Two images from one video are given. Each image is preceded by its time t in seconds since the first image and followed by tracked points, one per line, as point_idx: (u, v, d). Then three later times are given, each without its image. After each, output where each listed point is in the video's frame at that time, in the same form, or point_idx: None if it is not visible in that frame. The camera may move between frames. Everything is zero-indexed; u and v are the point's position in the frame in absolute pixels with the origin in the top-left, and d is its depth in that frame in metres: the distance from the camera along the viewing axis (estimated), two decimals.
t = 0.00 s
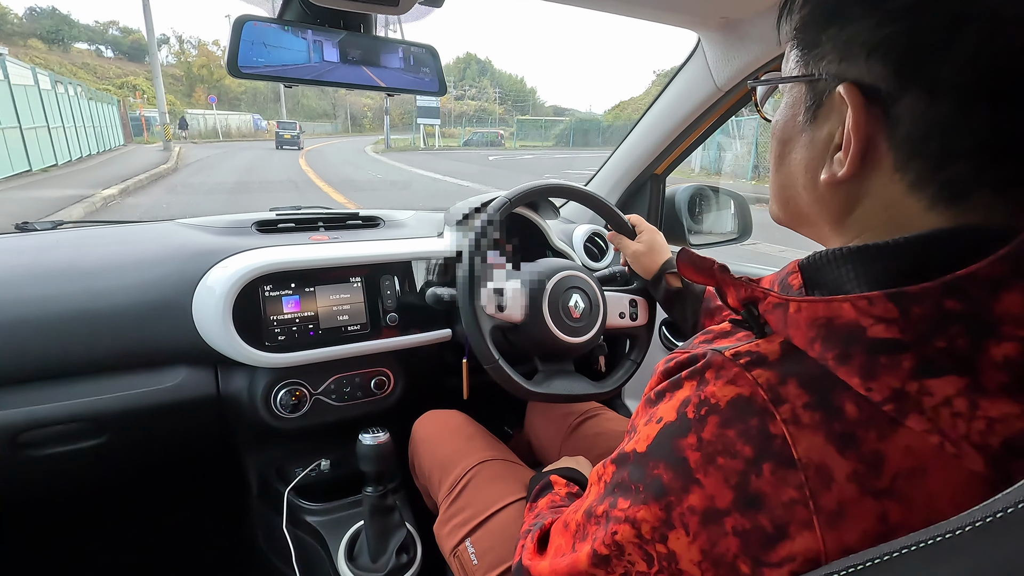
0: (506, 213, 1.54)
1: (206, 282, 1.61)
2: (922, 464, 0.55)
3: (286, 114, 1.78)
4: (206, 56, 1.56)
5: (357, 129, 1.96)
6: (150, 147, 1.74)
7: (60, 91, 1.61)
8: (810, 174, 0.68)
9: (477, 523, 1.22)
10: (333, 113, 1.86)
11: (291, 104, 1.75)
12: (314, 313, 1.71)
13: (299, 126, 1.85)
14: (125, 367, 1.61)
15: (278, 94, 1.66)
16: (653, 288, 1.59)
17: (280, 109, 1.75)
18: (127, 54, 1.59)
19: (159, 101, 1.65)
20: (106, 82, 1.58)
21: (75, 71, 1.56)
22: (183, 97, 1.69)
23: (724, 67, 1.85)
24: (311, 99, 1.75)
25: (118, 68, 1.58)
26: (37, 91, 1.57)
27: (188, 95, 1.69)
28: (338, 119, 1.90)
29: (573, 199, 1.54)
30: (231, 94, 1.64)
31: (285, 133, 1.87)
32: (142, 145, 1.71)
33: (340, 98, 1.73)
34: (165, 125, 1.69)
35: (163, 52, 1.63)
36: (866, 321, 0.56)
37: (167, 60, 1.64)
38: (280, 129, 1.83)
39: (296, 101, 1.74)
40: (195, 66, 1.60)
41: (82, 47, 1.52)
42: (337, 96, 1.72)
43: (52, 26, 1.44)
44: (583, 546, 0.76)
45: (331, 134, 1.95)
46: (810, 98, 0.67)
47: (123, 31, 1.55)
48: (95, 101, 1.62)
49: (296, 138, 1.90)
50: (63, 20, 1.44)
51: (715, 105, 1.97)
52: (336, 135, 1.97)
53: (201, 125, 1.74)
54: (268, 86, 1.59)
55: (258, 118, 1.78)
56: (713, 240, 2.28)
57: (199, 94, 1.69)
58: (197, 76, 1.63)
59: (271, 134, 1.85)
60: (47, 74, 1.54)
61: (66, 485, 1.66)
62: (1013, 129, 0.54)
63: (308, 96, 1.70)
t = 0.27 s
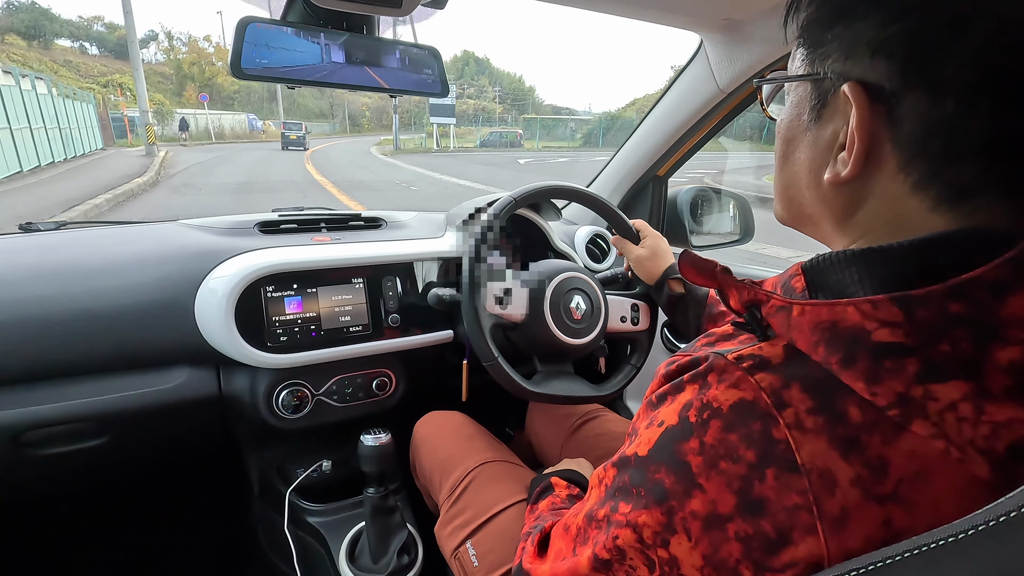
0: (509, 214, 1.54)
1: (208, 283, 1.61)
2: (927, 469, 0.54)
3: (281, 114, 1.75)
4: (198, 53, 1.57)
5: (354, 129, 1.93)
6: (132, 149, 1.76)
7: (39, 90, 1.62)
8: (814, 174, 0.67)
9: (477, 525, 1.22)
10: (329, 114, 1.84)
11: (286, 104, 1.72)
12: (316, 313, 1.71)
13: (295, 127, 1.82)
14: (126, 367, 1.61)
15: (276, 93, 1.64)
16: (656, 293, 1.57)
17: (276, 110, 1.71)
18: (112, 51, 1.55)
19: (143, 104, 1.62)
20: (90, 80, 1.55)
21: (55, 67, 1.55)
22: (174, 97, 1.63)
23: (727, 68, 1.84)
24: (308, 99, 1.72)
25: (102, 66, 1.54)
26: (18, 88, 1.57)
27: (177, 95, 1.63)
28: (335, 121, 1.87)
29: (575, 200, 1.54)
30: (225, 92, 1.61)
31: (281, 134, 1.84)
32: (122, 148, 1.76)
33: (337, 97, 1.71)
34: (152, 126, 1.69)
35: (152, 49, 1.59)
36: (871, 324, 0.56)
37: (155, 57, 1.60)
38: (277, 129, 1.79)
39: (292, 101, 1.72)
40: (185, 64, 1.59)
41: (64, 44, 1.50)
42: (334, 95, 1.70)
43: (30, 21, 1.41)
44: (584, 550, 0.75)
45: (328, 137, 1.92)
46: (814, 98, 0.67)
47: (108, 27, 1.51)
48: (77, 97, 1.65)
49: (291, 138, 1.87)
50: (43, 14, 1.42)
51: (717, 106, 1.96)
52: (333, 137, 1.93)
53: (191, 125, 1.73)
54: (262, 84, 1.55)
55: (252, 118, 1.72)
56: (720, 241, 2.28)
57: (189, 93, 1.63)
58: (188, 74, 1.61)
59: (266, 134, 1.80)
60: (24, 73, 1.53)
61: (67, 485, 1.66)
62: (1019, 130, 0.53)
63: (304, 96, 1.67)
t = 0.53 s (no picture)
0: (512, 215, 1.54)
1: (211, 284, 1.61)
2: (930, 470, 0.54)
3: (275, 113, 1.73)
4: (188, 49, 1.58)
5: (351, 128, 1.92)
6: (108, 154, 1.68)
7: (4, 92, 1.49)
8: (817, 175, 0.67)
9: (479, 526, 1.22)
10: (325, 113, 1.82)
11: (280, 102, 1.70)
12: (319, 314, 1.71)
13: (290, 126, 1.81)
14: (129, 367, 1.61)
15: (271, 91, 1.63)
16: (658, 297, 1.56)
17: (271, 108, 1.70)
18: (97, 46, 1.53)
19: (115, 98, 1.59)
20: (68, 78, 1.53)
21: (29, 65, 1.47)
22: (162, 94, 1.62)
23: (730, 69, 1.84)
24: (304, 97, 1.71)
25: (84, 63, 1.53)
26: None
27: (165, 93, 1.62)
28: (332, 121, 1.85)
29: (577, 200, 1.54)
30: (215, 90, 1.62)
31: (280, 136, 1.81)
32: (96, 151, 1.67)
33: (333, 96, 1.70)
34: (129, 127, 1.63)
35: (138, 45, 1.55)
36: (872, 325, 0.56)
37: (142, 54, 1.56)
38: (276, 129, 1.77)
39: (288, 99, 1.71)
40: (173, 60, 1.58)
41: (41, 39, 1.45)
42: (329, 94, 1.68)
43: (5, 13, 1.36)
44: (586, 551, 0.75)
45: (327, 137, 1.90)
46: (817, 99, 0.67)
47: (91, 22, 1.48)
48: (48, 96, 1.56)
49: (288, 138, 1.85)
50: (20, 8, 1.37)
51: (720, 107, 1.96)
52: (331, 137, 1.91)
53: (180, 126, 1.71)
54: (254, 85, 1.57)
55: (245, 117, 1.73)
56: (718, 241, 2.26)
57: (179, 91, 1.61)
58: (176, 71, 1.61)
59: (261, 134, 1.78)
60: None
61: (69, 485, 1.66)
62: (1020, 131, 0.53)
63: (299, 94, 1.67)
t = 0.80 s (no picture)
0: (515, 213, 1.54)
1: (215, 284, 1.62)
2: (936, 469, 0.53)
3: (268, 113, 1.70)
4: (174, 44, 1.60)
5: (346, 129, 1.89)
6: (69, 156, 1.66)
7: None
8: (823, 172, 0.67)
9: (483, 526, 1.22)
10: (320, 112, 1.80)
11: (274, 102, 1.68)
12: (323, 313, 1.71)
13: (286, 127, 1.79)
14: (134, 366, 1.62)
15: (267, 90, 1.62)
16: (662, 297, 1.56)
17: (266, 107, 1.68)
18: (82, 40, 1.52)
19: (74, 93, 1.56)
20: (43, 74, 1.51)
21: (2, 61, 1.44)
22: (149, 92, 1.60)
23: (734, 67, 1.84)
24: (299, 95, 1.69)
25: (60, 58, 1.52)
26: None
27: (152, 91, 1.60)
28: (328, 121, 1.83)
29: (581, 199, 1.54)
30: (203, 87, 1.64)
31: (274, 137, 1.79)
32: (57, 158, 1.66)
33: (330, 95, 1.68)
34: (105, 127, 1.64)
35: (122, 41, 1.54)
36: (878, 323, 0.55)
37: (126, 51, 1.56)
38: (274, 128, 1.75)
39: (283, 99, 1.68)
40: (159, 57, 1.60)
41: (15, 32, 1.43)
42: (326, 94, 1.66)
43: None
44: (590, 550, 0.75)
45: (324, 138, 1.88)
46: (824, 95, 0.66)
47: (71, 16, 1.49)
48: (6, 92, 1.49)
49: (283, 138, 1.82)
50: None
51: (724, 105, 1.95)
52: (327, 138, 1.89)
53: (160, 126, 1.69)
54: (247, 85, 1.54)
55: (236, 117, 1.72)
56: (723, 240, 2.26)
57: (164, 88, 1.64)
58: (161, 69, 1.62)
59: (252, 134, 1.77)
60: None
61: (74, 484, 1.67)
62: None
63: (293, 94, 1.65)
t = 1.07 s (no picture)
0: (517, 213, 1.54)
1: (218, 284, 1.62)
2: (939, 470, 0.53)
3: (254, 113, 1.70)
4: (158, 39, 1.57)
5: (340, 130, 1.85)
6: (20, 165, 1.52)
7: None
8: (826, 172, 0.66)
9: (485, 525, 1.22)
10: (313, 111, 1.78)
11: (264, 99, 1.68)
12: (325, 312, 1.71)
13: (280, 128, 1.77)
14: (138, 366, 1.62)
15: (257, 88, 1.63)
16: (664, 297, 1.55)
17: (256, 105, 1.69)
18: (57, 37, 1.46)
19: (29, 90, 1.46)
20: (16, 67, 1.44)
21: None
22: (132, 90, 1.55)
23: (737, 66, 1.83)
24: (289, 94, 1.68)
25: (37, 55, 1.45)
26: None
27: (134, 89, 1.55)
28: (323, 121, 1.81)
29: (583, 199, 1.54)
30: (192, 84, 1.61)
31: (267, 138, 1.77)
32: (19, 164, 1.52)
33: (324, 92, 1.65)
34: (76, 129, 1.55)
35: (103, 36, 1.50)
36: (881, 324, 0.55)
37: (108, 47, 1.51)
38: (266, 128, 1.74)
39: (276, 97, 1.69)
40: (143, 52, 1.55)
41: None
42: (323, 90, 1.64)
43: None
44: (592, 551, 0.75)
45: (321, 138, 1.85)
46: (826, 95, 0.66)
47: (48, 8, 1.42)
48: None
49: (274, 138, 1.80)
50: None
51: (727, 104, 1.95)
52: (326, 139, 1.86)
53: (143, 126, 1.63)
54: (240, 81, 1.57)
55: (225, 117, 1.69)
56: (726, 240, 2.22)
57: (148, 85, 1.56)
58: (145, 65, 1.56)
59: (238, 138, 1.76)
60: None
61: (78, 483, 1.67)
62: None
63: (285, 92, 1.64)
